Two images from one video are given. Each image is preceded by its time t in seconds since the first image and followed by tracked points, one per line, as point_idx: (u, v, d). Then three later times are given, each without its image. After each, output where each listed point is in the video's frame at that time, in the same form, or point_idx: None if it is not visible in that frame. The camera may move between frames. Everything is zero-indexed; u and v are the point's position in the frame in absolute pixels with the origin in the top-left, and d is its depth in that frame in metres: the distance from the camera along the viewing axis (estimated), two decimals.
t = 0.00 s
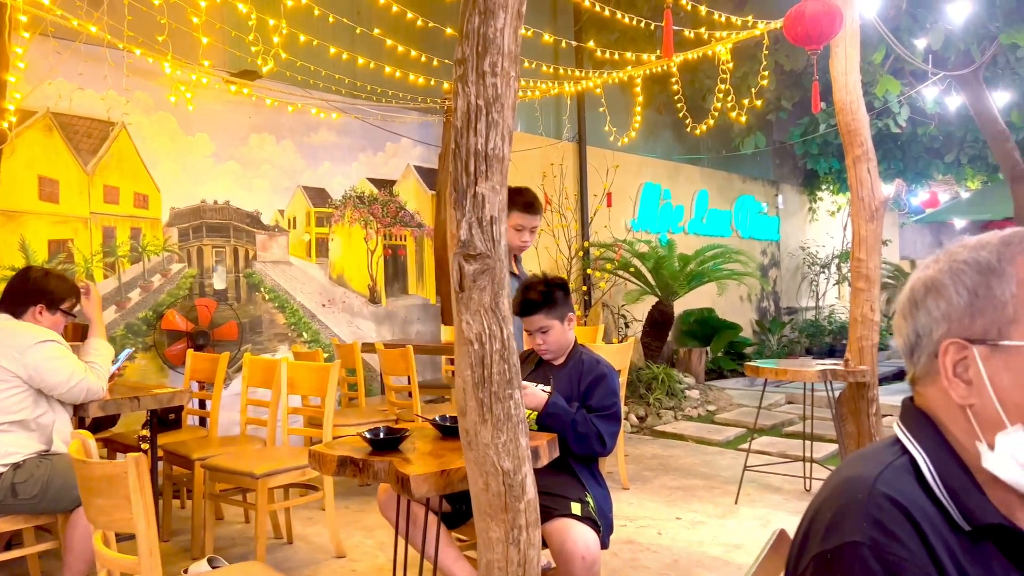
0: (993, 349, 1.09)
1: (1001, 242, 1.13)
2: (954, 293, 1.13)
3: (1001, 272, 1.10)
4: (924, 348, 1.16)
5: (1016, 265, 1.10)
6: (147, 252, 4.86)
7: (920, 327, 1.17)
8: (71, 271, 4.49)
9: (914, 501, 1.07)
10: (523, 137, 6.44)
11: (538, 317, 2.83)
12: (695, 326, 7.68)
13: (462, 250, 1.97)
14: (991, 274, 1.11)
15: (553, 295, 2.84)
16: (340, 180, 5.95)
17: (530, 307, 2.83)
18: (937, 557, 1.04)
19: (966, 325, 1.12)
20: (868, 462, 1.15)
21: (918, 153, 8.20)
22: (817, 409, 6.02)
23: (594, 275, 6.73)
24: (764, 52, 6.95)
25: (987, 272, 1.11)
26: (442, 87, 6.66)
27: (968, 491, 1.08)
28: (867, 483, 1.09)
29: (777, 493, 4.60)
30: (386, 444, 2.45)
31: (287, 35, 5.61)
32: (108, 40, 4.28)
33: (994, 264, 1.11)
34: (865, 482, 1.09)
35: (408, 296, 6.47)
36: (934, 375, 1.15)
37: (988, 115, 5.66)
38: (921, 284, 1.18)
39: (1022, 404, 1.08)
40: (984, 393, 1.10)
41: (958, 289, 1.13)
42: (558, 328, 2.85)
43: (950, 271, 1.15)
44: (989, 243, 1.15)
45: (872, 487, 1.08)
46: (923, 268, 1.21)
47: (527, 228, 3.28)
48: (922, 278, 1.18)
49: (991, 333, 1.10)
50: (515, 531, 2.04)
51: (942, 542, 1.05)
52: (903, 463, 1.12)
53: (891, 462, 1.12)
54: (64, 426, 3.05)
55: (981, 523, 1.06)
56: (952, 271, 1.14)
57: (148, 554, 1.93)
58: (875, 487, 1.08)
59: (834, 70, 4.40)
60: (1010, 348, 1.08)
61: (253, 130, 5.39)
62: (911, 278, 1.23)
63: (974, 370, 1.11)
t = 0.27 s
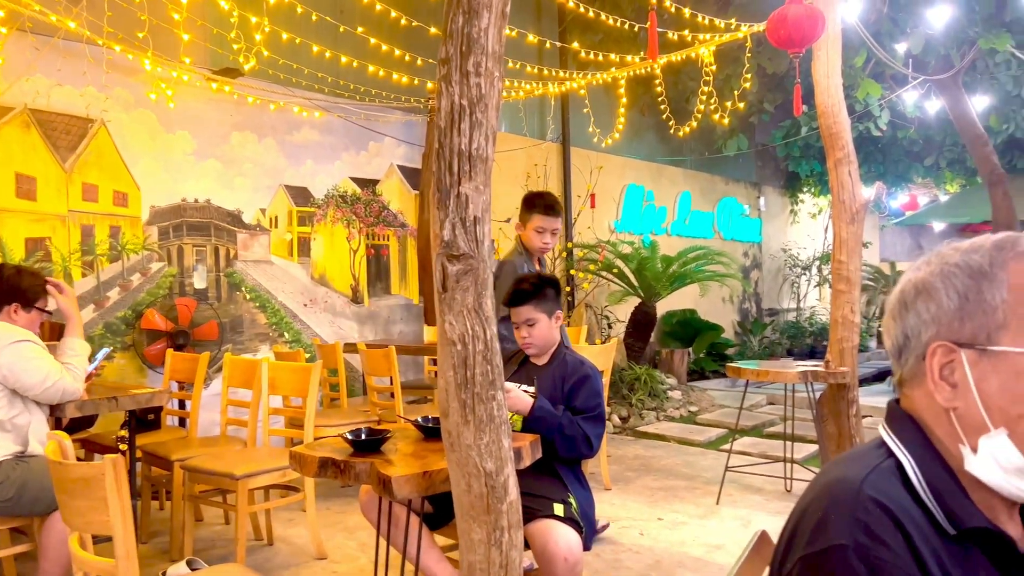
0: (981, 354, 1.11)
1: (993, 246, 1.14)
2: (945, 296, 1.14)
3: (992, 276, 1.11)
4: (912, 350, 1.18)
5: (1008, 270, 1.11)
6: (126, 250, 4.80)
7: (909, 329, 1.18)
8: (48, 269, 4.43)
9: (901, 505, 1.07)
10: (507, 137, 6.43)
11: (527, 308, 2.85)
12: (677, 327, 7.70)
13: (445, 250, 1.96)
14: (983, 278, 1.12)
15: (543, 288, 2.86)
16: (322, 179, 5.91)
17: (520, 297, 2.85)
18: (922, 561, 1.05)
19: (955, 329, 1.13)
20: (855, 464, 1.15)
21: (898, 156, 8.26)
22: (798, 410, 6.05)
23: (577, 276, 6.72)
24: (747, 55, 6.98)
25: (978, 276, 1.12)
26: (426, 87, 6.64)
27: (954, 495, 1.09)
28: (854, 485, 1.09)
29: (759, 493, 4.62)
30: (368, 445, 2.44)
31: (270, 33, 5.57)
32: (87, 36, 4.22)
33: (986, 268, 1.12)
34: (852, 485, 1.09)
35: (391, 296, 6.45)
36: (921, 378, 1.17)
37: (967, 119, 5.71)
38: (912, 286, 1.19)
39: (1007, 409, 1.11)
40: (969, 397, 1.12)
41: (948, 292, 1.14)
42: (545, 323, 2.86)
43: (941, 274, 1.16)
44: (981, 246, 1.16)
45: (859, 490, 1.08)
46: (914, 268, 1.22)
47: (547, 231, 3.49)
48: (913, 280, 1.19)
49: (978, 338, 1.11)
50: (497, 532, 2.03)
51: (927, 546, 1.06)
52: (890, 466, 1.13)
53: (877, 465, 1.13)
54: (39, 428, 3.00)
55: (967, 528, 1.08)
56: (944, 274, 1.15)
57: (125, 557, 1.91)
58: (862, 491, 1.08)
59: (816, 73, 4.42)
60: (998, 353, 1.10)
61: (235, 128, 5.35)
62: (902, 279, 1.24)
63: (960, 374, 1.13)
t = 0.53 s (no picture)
0: (951, 364, 1.12)
1: (966, 256, 1.15)
2: (917, 305, 1.15)
3: (964, 287, 1.12)
4: (883, 358, 1.19)
5: (980, 281, 1.12)
6: (93, 249, 4.72)
7: (880, 337, 1.19)
8: (12, 268, 4.33)
9: (872, 512, 1.11)
10: (482, 139, 6.42)
11: (504, 306, 2.84)
12: (650, 330, 7.74)
13: (419, 253, 1.96)
14: (954, 288, 1.13)
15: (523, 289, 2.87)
16: (294, 179, 5.86)
17: (499, 295, 2.84)
18: (893, 568, 1.08)
19: (926, 338, 1.14)
20: (827, 471, 1.19)
21: (868, 163, 8.36)
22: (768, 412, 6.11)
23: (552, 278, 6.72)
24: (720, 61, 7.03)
25: (950, 286, 1.13)
26: (401, 87, 6.61)
27: (923, 502, 1.12)
28: (825, 494, 1.13)
29: (728, 495, 4.65)
30: (338, 449, 2.42)
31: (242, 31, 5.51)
32: (53, 30, 4.13)
33: (958, 279, 1.13)
34: (824, 493, 1.13)
35: (363, 297, 6.41)
36: (891, 386, 1.19)
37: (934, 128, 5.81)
38: (885, 293, 1.20)
39: (977, 420, 1.11)
40: (938, 406, 1.13)
41: (920, 302, 1.15)
42: (521, 323, 2.85)
43: (914, 283, 1.17)
44: (955, 256, 1.17)
45: (831, 499, 1.12)
46: (888, 276, 1.23)
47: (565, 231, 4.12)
48: (886, 288, 1.21)
49: (949, 348, 1.12)
50: (468, 536, 2.03)
51: (899, 553, 1.09)
52: (860, 474, 1.17)
53: (848, 473, 1.16)
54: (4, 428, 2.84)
55: (938, 536, 1.10)
56: (916, 283, 1.17)
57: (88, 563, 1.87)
58: (834, 499, 1.12)
59: (788, 80, 4.47)
60: (968, 364, 1.11)
61: (206, 127, 5.28)
62: (875, 286, 1.25)
63: (930, 384, 1.14)
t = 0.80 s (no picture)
0: (911, 374, 1.15)
1: (928, 267, 1.19)
2: (880, 314, 1.19)
3: (926, 299, 1.16)
4: (844, 366, 1.22)
5: (940, 292, 1.16)
6: (39, 248, 4.58)
7: (841, 345, 1.22)
8: None
9: (830, 522, 1.13)
10: (442, 142, 6.38)
11: (458, 315, 2.83)
12: (607, 335, 7.78)
13: (375, 256, 1.93)
14: (917, 299, 1.17)
15: (476, 295, 2.86)
16: (250, 179, 5.76)
17: (452, 303, 2.83)
18: None
19: (888, 348, 1.18)
20: (786, 481, 1.21)
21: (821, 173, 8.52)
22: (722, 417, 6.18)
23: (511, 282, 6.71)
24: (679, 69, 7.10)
25: (913, 297, 1.17)
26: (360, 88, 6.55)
27: (881, 513, 1.14)
28: (785, 504, 1.15)
29: (683, 500, 4.69)
30: (291, 455, 2.37)
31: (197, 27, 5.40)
32: None
33: (920, 290, 1.17)
34: (784, 503, 1.15)
35: (319, 300, 6.33)
36: (850, 395, 1.22)
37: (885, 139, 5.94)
38: (847, 302, 1.24)
39: (934, 432, 1.14)
40: (896, 416, 1.17)
41: (883, 312, 1.19)
42: (476, 330, 2.84)
43: (876, 292, 1.20)
44: (917, 267, 1.21)
45: (791, 508, 1.14)
46: (850, 284, 1.26)
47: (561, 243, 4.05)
48: (848, 296, 1.24)
49: (909, 359, 1.16)
50: (422, 543, 2.00)
51: (855, 561, 1.11)
52: (819, 484, 1.19)
53: (807, 484, 1.18)
54: None
55: (895, 546, 1.12)
56: (879, 292, 1.20)
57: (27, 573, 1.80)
58: (794, 509, 1.14)
59: (745, 90, 4.53)
60: (927, 375, 1.14)
61: (160, 124, 5.17)
62: (835, 294, 1.28)
63: (889, 394, 1.17)
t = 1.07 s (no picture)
0: (865, 376, 1.18)
1: (882, 270, 1.22)
2: (834, 316, 1.21)
3: (880, 301, 1.19)
4: (798, 367, 1.25)
5: (894, 295, 1.19)
6: None
7: (796, 345, 1.25)
8: None
9: (782, 524, 1.15)
10: (392, 141, 6.33)
11: (402, 318, 2.80)
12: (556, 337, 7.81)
13: (321, 255, 1.90)
14: (872, 302, 1.19)
15: (420, 298, 2.83)
16: (193, 176, 5.63)
17: (395, 307, 2.80)
18: None
19: (842, 350, 1.20)
20: (739, 483, 1.23)
21: (766, 180, 8.67)
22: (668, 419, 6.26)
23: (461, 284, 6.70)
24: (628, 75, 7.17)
25: (867, 299, 1.19)
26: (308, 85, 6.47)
27: (832, 515, 1.17)
28: (739, 505, 1.16)
29: (628, 501, 4.73)
30: (232, 457, 2.32)
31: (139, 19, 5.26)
32: None
33: (875, 293, 1.19)
34: (738, 505, 1.16)
35: (263, 300, 6.22)
36: (804, 396, 1.25)
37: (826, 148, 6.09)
38: (802, 303, 1.26)
39: (888, 435, 1.18)
40: (849, 419, 1.20)
41: (838, 313, 1.21)
42: (421, 333, 2.82)
43: (832, 294, 1.22)
44: (872, 269, 1.23)
45: (745, 510, 1.15)
46: (805, 285, 1.29)
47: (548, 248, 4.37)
48: (804, 297, 1.26)
49: (863, 360, 1.19)
50: (367, 546, 1.98)
51: (806, 563, 1.14)
52: (771, 486, 1.21)
53: (760, 486, 1.21)
54: None
55: (845, 548, 1.15)
56: (834, 294, 1.22)
57: None
58: (748, 511, 1.15)
59: (692, 97, 4.60)
60: (880, 378, 1.17)
61: (100, 117, 5.03)
62: (791, 294, 1.30)
63: (844, 396, 1.20)
